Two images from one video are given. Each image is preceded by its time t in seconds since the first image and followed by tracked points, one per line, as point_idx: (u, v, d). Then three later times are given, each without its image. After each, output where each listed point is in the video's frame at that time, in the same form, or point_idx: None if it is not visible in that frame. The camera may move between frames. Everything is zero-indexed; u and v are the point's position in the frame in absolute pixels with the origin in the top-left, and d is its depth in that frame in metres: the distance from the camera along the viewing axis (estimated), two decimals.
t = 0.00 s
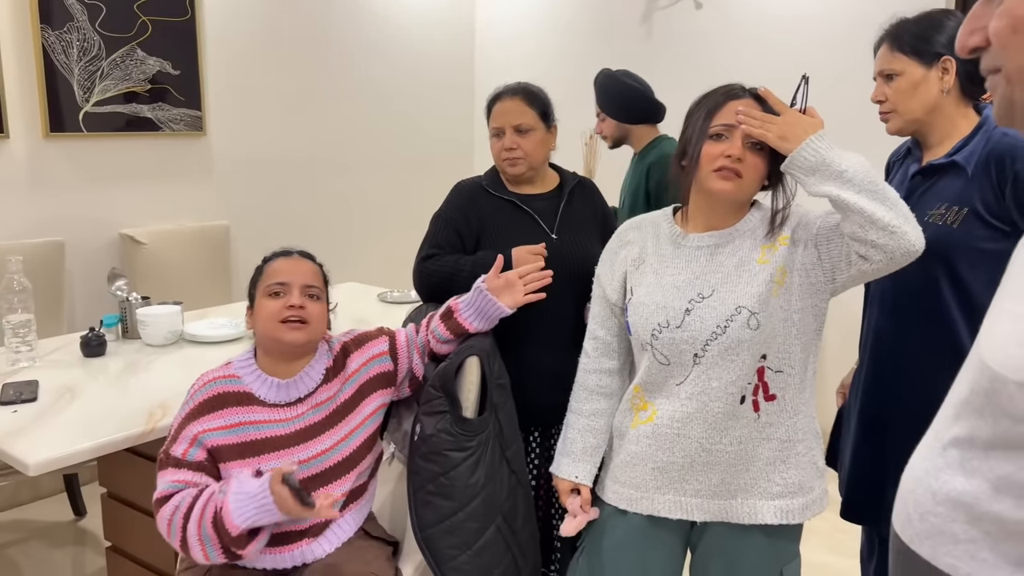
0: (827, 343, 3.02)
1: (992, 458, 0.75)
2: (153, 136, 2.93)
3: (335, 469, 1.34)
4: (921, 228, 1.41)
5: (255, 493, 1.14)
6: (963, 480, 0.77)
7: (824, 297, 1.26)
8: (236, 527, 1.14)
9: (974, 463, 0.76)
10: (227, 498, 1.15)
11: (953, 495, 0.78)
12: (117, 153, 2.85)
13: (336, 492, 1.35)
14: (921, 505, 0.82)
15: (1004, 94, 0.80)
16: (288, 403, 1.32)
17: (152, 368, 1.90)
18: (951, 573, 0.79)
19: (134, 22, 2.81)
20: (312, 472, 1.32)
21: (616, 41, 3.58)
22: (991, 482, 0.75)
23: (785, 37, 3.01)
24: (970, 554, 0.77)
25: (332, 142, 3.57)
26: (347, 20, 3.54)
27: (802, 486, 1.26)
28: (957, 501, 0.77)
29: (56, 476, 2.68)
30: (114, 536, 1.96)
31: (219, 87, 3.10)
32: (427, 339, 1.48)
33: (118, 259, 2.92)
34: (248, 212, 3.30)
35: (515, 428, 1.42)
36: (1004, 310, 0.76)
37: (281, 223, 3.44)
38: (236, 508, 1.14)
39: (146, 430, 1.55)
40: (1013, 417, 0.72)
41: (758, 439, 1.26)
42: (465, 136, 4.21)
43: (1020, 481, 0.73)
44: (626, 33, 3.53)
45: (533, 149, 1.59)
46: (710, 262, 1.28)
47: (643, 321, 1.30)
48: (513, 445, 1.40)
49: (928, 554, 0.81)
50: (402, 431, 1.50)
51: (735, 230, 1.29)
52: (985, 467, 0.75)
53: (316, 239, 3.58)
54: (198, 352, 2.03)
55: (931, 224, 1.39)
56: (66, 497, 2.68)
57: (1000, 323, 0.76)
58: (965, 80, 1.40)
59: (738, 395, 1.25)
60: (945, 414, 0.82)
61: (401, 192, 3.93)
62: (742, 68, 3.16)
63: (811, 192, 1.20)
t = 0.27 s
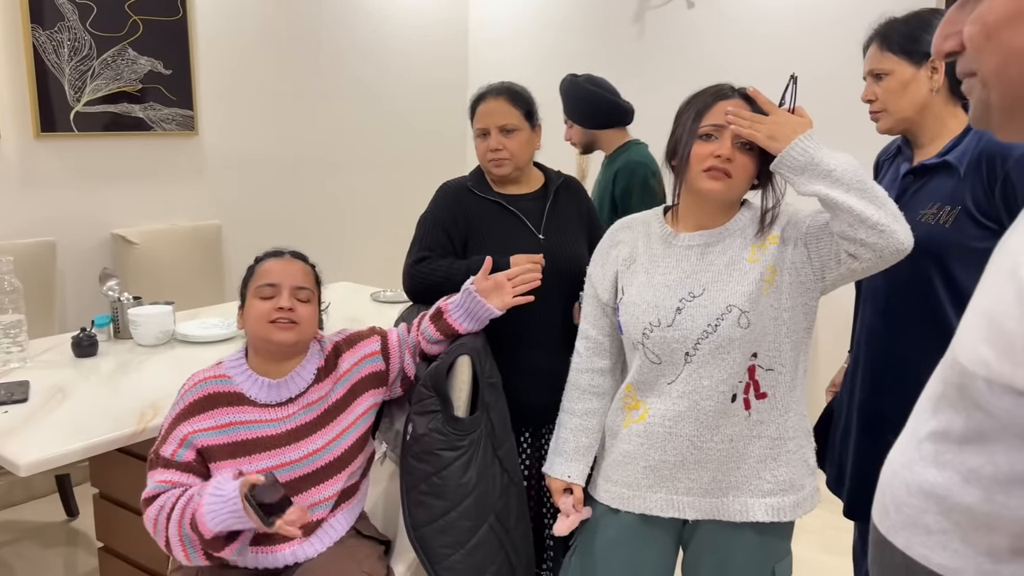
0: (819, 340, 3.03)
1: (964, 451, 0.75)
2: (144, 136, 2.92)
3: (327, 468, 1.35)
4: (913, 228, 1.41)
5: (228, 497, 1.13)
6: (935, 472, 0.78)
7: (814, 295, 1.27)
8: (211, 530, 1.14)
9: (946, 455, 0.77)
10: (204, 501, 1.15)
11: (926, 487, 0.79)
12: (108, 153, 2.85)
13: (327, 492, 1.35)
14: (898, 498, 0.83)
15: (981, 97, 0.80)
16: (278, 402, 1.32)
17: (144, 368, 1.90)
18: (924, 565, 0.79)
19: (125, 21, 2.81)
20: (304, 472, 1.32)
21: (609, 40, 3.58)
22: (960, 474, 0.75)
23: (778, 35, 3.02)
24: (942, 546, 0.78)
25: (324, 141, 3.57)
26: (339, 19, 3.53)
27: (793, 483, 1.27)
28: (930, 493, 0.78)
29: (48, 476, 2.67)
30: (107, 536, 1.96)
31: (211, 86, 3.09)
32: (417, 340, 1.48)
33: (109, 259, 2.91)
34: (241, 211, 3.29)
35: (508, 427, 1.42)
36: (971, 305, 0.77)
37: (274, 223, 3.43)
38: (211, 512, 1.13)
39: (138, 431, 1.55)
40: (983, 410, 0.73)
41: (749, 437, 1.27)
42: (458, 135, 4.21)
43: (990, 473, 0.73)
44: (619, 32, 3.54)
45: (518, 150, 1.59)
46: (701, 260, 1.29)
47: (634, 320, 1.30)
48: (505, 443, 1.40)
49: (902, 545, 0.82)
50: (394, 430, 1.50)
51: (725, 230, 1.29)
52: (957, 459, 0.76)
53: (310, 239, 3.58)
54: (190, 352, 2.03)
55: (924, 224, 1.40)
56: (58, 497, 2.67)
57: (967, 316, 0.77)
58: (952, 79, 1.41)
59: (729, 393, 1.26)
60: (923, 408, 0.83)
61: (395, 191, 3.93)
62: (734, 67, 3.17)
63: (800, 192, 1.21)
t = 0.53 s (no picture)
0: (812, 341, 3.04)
1: (947, 449, 0.77)
2: (137, 139, 2.92)
3: (322, 473, 1.35)
4: (906, 231, 1.42)
5: (226, 475, 1.14)
6: (919, 471, 0.79)
7: (808, 298, 1.28)
8: (211, 512, 1.14)
9: (930, 454, 0.78)
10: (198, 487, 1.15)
11: (912, 485, 0.80)
12: (101, 157, 2.84)
13: (322, 496, 1.35)
14: (883, 495, 0.84)
15: (969, 100, 0.81)
16: (273, 408, 1.32)
17: (136, 372, 1.90)
18: (909, 562, 0.81)
19: (117, 24, 2.80)
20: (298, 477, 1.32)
21: (601, 42, 3.59)
22: (944, 472, 0.77)
23: (770, 38, 3.03)
24: (927, 543, 0.79)
25: (318, 144, 3.57)
26: (332, 21, 3.53)
27: (786, 485, 1.28)
28: (915, 491, 0.79)
29: (41, 481, 2.67)
30: (100, 540, 1.95)
31: (203, 89, 3.09)
32: (411, 343, 1.48)
33: (102, 262, 2.91)
34: (234, 214, 3.29)
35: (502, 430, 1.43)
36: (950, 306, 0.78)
37: (267, 225, 3.43)
38: (208, 493, 1.14)
39: (131, 434, 1.55)
40: (964, 410, 0.74)
41: (742, 439, 1.27)
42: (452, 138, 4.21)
43: (971, 472, 0.74)
44: (611, 35, 3.55)
45: (507, 155, 1.59)
46: (694, 263, 1.29)
47: (628, 322, 1.31)
48: (499, 446, 1.41)
49: (888, 542, 0.83)
50: (388, 434, 1.50)
51: (718, 233, 1.30)
52: (939, 458, 0.77)
53: (303, 241, 3.58)
54: (183, 355, 2.02)
55: (916, 227, 1.40)
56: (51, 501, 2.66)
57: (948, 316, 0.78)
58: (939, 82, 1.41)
59: (722, 396, 1.26)
60: (907, 405, 0.84)
61: (388, 193, 3.93)
62: (726, 70, 3.18)
63: (793, 195, 1.21)
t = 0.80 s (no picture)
0: (808, 343, 3.05)
1: (943, 455, 0.77)
2: (134, 142, 2.92)
3: (321, 475, 1.35)
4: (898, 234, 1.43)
5: (211, 475, 1.11)
6: (915, 475, 0.79)
7: (804, 301, 1.28)
8: (198, 515, 1.11)
9: (925, 459, 0.79)
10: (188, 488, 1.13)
11: (907, 489, 0.80)
12: (97, 160, 2.84)
13: (319, 499, 1.35)
14: (877, 498, 0.84)
15: (958, 104, 0.81)
16: (271, 410, 1.32)
17: (134, 375, 1.90)
18: (907, 566, 0.81)
19: (113, 28, 2.81)
20: (297, 479, 1.33)
21: (597, 44, 3.60)
22: (942, 478, 0.77)
23: (764, 40, 3.04)
24: (924, 547, 0.79)
25: (314, 147, 3.57)
26: (328, 24, 3.54)
27: (782, 487, 1.28)
28: (912, 495, 0.80)
29: (38, 484, 2.66)
30: (98, 543, 1.95)
31: (200, 93, 3.10)
32: (408, 345, 1.49)
33: (99, 266, 2.91)
34: (231, 217, 3.29)
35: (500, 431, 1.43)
36: (945, 309, 0.78)
37: (264, 228, 3.43)
38: (196, 495, 1.12)
39: (129, 437, 1.55)
40: (963, 415, 0.74)
41: (738, 441, 1.28)
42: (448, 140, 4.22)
43: (970, 478, 0.74)
44: (606, 38, 3.56)
45: (502, 157, 1.60)
46: (691, 266, 1.30)
47: (625, 324, 1.31)
48: (497, 448, 1.41)
49: (884, 546, 0.84)
50: (385, 436, 1.51)
51: (714, 236, 1.30)
52: (936, 463, 0.77)
53: (299, 245, 3.58)
54: (181, 358, 2.02)
55: (908, 230, 1.41)
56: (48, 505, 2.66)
57: (945, 318, 0.78)
58: (930, 85, 1.42)
59: (719, 398, 1.27)
60: (900, 408, 0.84)
61: (385, 196, 3.94)
62: (721, 72, 3.19)
63: (789, 199, 1.22)
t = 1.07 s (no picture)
0: (807, 345, 3.06)
1: (933, 459, 0.77)
2: (133, 146, 2.93)
3: (320, 477, 1.36)
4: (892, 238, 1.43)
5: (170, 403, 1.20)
6: (904, 478, 0.79)
7: (803, 304, 1.29)
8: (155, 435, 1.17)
9: (914, 462, 0.79)
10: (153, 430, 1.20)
11: (895, 492, 0.80)
12: (97, 164, 2.85)
13: (320, 501, 1.36)
14: (863, 499, 0.84)
15: (958, 109, 0.79)
16: (271, 413, 1.33)
17: (134, 378, 1.91)
18: (890, 567, 0.82)
19: (113, 32, 2.82)
20: (297, 481, 1.33)
21: (595, 46, 3.61)
22: (931, 482, 0.77)
23: (763, 43, 3.05)
24: (909, 550, 0.80)
25: (314, 150, 3.58)
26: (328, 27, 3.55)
27: (781, 490, 1.29)
28: (899, 498, 0.80)
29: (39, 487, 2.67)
30: (98, 546, 1.96)
31: (199, 97, 3.10)
32: (407, 347, 1.49)
33: (99, 269, 2.91)
34: (230, 220, 3.30)
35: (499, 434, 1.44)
36: (939, 311, 0.78)
37: (264, 231, 3.44)
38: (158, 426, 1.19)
39: (129, 440, 1.56)
40: (956, 420, 0.74)
41: (737, 444, 1.28)
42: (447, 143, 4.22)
43: (960, 483, 0.75)
44: (605, 40, 3.57)
45: (502, 159, 1.60)
46: (690, 268, 1.30)
47: (625, 326, 1.32)
48: (496, 450, 1.42)
49: (867, 547, 0.84)
50: (385, 438, 1.51)
51: (713, 239, 1.31)
52: (925, 467, 0.77)
53: (299, 248, 3.59)
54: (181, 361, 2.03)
55: (901, 234, 1.42)
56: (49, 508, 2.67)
57: (937, 320, 0.77)
58: (926, 88, 1.43)
59: (718, 400, 1.27)
60: (888, 410, 0.84)
61: (385, 199, 3.94)
62: (720, 75, 3.20)
63: (788, 203, 1.22)
